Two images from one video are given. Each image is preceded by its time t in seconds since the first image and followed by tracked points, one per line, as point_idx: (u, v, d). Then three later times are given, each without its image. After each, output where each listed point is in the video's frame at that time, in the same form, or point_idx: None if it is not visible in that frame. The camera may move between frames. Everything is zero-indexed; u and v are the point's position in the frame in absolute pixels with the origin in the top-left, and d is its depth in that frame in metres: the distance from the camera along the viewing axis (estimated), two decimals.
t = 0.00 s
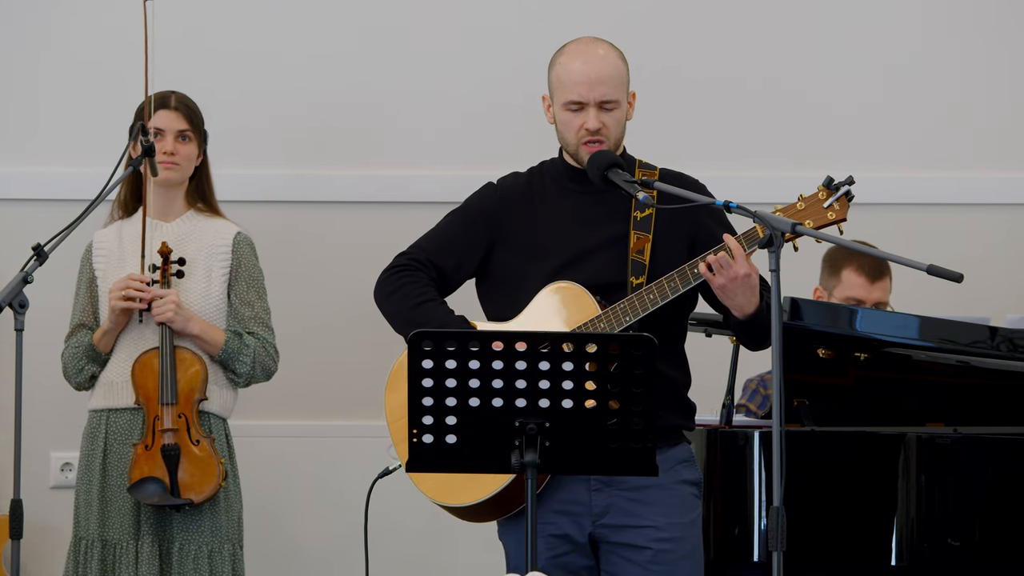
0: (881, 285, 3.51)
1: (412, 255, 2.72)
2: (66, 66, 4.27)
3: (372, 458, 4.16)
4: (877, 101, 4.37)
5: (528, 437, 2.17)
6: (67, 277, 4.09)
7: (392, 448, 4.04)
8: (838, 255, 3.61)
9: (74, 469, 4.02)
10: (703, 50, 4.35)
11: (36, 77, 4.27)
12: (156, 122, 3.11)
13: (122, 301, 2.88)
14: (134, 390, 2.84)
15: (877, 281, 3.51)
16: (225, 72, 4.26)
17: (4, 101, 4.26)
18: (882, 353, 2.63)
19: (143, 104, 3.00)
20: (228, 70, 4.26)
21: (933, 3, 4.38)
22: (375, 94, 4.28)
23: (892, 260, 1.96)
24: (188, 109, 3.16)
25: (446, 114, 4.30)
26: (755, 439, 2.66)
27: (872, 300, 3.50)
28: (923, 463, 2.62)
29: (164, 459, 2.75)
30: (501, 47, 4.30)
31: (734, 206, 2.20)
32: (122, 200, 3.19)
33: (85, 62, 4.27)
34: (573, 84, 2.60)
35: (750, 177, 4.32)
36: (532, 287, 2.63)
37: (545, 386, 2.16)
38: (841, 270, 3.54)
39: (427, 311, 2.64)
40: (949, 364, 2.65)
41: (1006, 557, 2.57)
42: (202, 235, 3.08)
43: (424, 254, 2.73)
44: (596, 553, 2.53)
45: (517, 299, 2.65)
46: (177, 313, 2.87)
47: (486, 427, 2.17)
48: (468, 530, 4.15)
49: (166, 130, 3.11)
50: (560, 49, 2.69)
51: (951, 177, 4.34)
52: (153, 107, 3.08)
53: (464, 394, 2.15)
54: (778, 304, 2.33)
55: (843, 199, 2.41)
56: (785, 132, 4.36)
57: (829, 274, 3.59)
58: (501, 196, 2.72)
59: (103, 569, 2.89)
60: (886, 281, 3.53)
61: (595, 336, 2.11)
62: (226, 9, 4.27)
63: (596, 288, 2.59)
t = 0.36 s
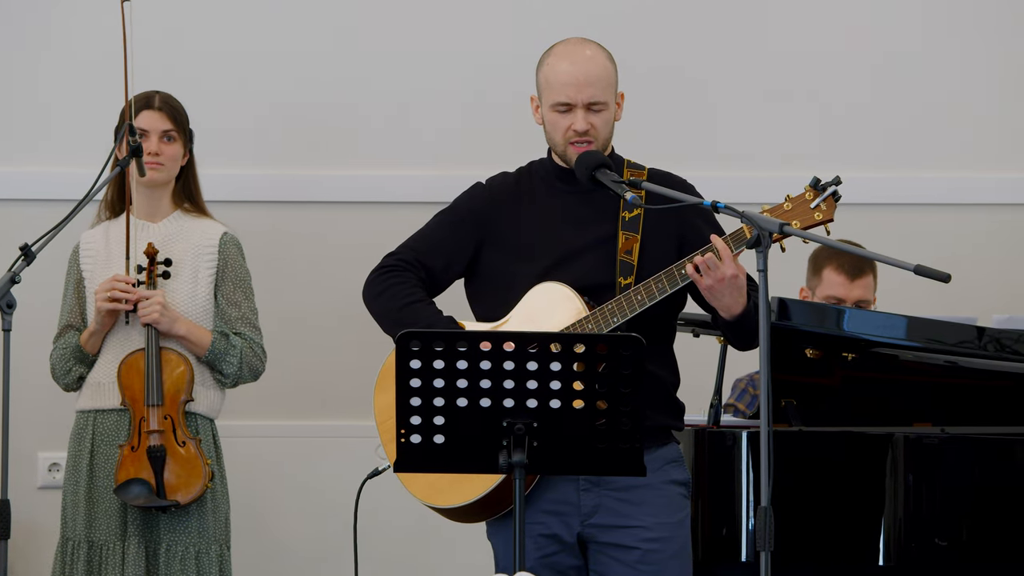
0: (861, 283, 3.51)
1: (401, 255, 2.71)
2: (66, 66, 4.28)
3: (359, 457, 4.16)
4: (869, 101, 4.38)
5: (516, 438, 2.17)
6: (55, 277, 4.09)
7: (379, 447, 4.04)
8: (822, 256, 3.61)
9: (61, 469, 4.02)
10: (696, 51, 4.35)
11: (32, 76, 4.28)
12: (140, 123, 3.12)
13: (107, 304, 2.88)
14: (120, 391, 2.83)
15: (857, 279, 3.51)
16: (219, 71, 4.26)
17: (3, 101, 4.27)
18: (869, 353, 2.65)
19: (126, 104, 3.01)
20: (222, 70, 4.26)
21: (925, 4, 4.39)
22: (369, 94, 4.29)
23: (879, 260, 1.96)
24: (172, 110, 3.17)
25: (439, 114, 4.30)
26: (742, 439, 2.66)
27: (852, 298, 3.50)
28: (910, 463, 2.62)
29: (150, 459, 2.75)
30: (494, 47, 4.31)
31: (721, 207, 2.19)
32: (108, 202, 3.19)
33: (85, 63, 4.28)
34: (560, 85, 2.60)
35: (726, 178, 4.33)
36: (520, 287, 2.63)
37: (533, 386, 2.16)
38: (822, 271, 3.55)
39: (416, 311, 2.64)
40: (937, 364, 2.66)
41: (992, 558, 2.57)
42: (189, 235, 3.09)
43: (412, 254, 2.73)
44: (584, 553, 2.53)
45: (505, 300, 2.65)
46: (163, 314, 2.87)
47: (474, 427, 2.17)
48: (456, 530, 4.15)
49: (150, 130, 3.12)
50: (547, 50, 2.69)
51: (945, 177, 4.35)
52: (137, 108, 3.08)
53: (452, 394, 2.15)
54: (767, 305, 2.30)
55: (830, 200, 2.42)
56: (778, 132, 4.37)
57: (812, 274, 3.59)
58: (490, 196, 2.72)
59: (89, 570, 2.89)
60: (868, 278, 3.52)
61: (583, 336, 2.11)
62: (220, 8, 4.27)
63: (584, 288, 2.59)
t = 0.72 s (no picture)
0: (858, 281, 3.52)
1: (391, 255, 2.71)
2: (66, 66, 4.28)
3: (350, 457, 4.16)
4: (866, 102, 4.39)
5: (505, 438, 2.17)
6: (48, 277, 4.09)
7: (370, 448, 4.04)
8: (814, 255, 3.63)
9: (51, 469, 4.01)
10: (693, 51, 4.36)
11: (29, 76, 4.28)
12: (132, 124, 3.10)
13: (101, 303, 2.88)
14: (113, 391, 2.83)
15: (853, 278, 3.51)
16: (216, 71, 4.26)
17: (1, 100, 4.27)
18: (859, 353, 2.65)
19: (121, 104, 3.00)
20: (220, 70, 4.26)
21: (922, 5, 4.40)
22: (365, 94, 4.29)
23: (869, 261, 1.94)
24: (164, 110, 3.16)
25: (434, 114, 4.30)
26: (732, 439, 2.66)
27: (851, 295, 3.50)
28: (900, 463, 2.62)
29: (142, 460, 2.75)
30: (491, 47, 4.31)
31: (712, 207, 2.19)
32: (97, 201, 3.18)
33: (85, 63, 4.28)
34: (552, 84, 2.58)
35: (724, 178, 4.32)
36: (510, 287, 2.63)
37: (523, 386, 2.15)
38: (817, 269, 3.55)
39: (405, 311, 2.64)
40: (927, 364, 2.65)
41: (981, 557, 2.58)
42: (180, 236, 3.09)
43: (403, 254, 2.73)
44: (575, 553, 2.53)
45: (495, 300, 2.65)
46: (157, 315, 2.88)
47: (464, 427, 2.17)
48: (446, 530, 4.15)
49: (142, 131, 3.11)
50: (539, 49, 2.67)
51: (927, 178, 4.35)
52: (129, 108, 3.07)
53: (442, 394, 2.15)
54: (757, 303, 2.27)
55: (821, 200, 2.42)
56: (775, 132, 4.37)
57: (805, 274, 3.60)
58: (480, 196, 2.72)
59: (81, 569, 2.90)
60: (863, 277, 3.54)
61: (573, 336, 2.10)
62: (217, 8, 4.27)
63: (575, 288, 2.58)
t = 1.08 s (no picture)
0: (839, 275, 3.50)
1: (380, 254, 2.67)
2: (65, 66, 4.28)
3: (338, 457, 4.16)
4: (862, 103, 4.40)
5: (493, 438, 2.15)
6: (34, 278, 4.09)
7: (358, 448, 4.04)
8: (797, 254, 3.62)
9: (38, 470, 4.01)
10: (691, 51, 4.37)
11: (29, 76, 4.28)
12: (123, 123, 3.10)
13: (95, 302, 2.88)
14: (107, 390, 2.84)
15: (835, 271, 3.50)
16: (214, 71, 4.26)
17: None
18: (846, 353, 2.65)
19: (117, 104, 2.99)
20: (219, 70, 4.26)
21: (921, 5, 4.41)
22: (362, 94, 4.30)
23: (855, 261, 1.94)
24: (154, 110, 3.16)
25: (432, 114, 4.30)
26: (719, 439, 2.66)
27: (834, 289, 3.49)
28: (887, 463, 2.63)
29: (136, 459, 2.75)
30: (489, 48, 4.31)
31: (700, 207, 2.17)
32: (85, 200, 3.18)
33: (85, 63, 4.28)
34: (538, 83, 2.58)
35: (712, 178, 4.34)
36: (500, 286, 2.60)
37: (511, 386, 2.14)
38: (799, 266, 3.55)
39: (395, 309, 2.60)
40: (913, 364, 2.66)
41: (968, 557, 2.59)
42: (172, 236, 3.09)
43: (392, 252, 2.68)
44: (563, 553, 2.53)
45: (485, 299, 2.62)
46: (151, 314, 2.88)
47: (452, 428, 2.16)
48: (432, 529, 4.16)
49: (135, 131, 3.10)
50: (527, 48, 2.66)
51: (933, 179, 4.37)
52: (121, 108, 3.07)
53: (430, 394, 2.14)
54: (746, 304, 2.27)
55: (811, 199, 2.40)
56: (772, 133, 4.38)
57: (789, 272, 3.60)
58: (471, 196, 2.69)
59: (72, 569, 2.90)
60: (845, 271, 3.52)
61: (561, 336, 2.10)
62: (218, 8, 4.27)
63: (564, 287, 2.56)
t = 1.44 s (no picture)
0: (826, 276, 3.51)
1: (370, 254, 2.59)
2: (65, 66, 4.28)
3: (327, 457, 4.16)
4: (860, 103, 4.41)
5: (483, 438, 2.12)
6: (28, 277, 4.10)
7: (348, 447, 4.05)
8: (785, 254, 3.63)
9: (28, 470, 4.02)
10: (690, 51, 4.38)
11: (29, 76, 4.28)
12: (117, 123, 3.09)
13: (89, 301, 2.88)
14: (101, 390, 2.83)
15: (821, 273, 3.51)
16: (213, 70, 4.27)
17: None
18: (836, 353, 2.65)
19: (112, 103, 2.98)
20: (218, 69, 4.27)
21: (921, 5, 4.43)
22: (360, 94, 4.30)
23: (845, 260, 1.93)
24: (147, 110, 3.15)
25: (431, 113, 4.31)
26: (709, 439, 2.66)
27: (818, 291, 3.50)
28: (877, 463, 2.62)
29: (131, 459, 2.76)
30: (488, 48, 4.32)
31: (689, 207, 2.12)
32: (77, 200, 3.18)
33: (85, 63, 4.29)
34: (529, 83, 2.51)
35: (707, 178, 4.34)
36: (490, 287, 2.53)
37: (501, 386, 2.10)
38: (785, 268, 3.56)
39: (384, 309, 2.52)
40: (903, 364, 2.68)
41: (959, 557, 2.59)
42: (165, 236, 3.09)
43: (382, 251, 2.61)
44: (553, 554, 2.50)
45: (474, 300, 2.55)
46: (146, 314, 2.88)
47: (441, 428, 2.12)
48: (420, 529, 4.17)
49: (128, 131, 3.09)
50: (516, 50, 2.59)
51: (932, 178, 4.39)
52: (116, 107, 3.06)
53: (419, 394, 2.10)
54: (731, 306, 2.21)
55: (802, 202, 2.37)
56: (772, 132, 4.39)
57: (777, 273, 3.61)
58: (462, 196, 2.62)
59: (65, 569, 2.89)
60: (831, 271, 3.53)
61: (550, 336, 2.07)
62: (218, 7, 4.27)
63: (554, 288, 2.50)
